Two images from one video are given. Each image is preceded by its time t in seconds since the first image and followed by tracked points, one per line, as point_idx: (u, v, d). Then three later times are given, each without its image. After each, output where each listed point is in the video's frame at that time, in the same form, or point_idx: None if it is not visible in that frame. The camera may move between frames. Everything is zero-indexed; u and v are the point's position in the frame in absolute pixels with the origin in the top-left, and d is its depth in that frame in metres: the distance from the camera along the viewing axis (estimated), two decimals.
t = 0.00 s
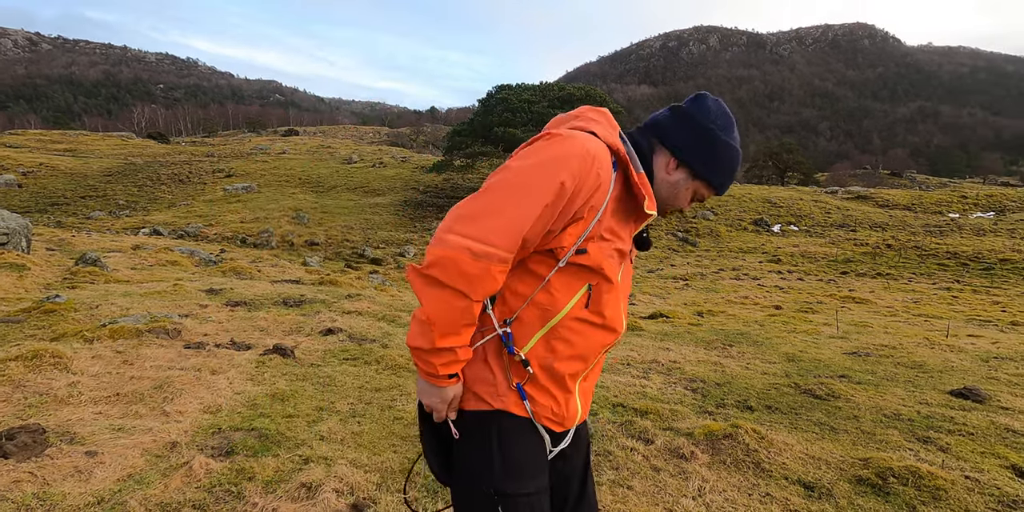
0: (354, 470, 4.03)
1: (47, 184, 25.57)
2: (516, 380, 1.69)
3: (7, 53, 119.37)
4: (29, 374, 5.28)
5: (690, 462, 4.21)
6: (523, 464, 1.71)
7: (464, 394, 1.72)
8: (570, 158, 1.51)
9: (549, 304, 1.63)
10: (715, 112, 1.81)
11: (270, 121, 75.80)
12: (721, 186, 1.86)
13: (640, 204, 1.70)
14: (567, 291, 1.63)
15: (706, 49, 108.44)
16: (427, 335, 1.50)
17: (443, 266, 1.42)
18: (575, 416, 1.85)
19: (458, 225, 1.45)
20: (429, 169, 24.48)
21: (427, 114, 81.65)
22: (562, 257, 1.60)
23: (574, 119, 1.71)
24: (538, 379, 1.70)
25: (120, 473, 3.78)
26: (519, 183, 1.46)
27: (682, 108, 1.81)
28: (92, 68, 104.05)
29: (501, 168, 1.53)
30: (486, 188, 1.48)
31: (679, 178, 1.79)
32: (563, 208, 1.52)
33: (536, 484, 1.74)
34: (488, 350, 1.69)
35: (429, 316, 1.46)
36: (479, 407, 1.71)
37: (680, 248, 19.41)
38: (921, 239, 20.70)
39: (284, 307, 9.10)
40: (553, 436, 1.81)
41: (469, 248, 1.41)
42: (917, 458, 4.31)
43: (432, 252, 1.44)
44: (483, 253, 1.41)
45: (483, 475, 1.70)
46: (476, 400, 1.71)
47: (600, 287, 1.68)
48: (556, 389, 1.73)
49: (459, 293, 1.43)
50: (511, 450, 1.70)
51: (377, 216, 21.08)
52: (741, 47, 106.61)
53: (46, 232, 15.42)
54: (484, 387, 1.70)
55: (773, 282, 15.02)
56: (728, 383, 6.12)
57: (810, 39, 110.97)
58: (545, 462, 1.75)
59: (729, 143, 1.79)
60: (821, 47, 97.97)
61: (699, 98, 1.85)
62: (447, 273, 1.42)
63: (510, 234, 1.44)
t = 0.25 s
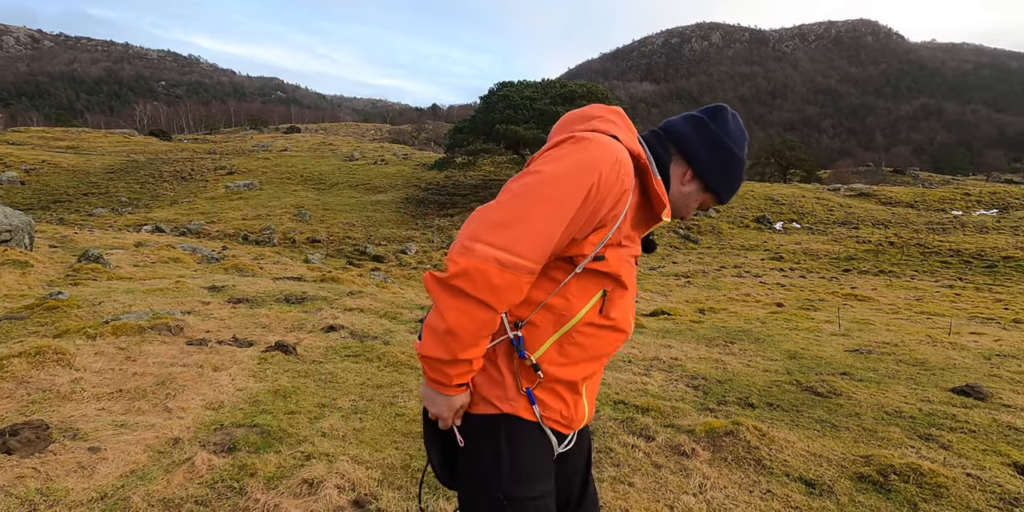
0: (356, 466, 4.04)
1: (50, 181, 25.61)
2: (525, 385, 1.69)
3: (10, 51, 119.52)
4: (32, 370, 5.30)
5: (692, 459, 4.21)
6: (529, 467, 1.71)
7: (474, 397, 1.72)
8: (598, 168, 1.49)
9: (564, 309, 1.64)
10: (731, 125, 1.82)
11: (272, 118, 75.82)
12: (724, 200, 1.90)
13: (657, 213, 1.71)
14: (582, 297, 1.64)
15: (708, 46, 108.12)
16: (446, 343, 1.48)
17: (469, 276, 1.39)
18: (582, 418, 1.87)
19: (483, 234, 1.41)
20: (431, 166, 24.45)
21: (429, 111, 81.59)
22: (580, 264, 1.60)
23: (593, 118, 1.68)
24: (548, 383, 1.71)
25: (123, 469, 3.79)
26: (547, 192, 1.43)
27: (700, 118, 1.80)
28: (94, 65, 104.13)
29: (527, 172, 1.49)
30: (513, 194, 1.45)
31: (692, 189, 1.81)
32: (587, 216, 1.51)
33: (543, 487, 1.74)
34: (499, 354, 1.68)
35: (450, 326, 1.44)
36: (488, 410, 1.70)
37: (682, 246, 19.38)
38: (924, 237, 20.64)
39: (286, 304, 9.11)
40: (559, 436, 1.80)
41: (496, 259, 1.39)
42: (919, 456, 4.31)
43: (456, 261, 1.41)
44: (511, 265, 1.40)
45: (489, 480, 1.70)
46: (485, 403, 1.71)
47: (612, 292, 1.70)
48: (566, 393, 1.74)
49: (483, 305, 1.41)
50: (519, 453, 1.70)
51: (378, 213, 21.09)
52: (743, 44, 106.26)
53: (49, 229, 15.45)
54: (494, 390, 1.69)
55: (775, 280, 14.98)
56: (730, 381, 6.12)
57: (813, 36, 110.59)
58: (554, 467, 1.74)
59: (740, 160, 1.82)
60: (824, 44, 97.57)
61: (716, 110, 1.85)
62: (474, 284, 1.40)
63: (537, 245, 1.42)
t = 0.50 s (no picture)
0: (356, 464, 4.04)
1: (49, 179, 25.59)
2: (533, 387, 1.68)
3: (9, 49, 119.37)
4: (32, 368, 5.30)
5: (691, 456, 4.22)
6: (536, 468, 1.72)
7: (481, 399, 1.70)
8: (613, 173, 1.48)
9: (575, 311, 1.64)
10: (739, 131, 1.83)
11: (271, 116, 75.76)
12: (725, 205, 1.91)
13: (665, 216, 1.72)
14: (591, 300, 1.65)
15: (708, 44, 108.03)
16: (459, 350, 1.47)
17: (486, 282, 1.38)
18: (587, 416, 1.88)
19: (499, 241, 1.40)
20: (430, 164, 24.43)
21: (429, 108, 81.50)
22: (591, 266, 1.60)
23: (602, 118, 1.66)
24: (556, 384, 1.71)
25: (123, 467, 3.80)
26: (563, 197, 1.42)
27: (710, 121, 1.80)
28: (94, 63, 103.94)
29: (540, 175, 1.47)
30: (528, 198, 1.43)
31: (696, 194, 1.82)
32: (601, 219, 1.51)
33: (548, 487, 1.75)
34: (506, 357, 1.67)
35: (465, 332, 1.43)
36: (496, 412, 1.70)
37: (682, 244, 19.38)
38: (924, 235, 20.65)
39: (285, 302, 9.11)
40: (564, 436, 1.80)
41: (513, 266, 1.38)
42: (918, 453, 4.32)
43: (472, 268, 1.39)
44: (526, 271, 1.39)
45: (497, 481, 1.70)
46: (492, 405, 1.70)
47: (619, 293, 1.71)
48: (572, 394, 1.75)
49: (499, 311, 1.41)
50: (526, 454, 1.70)
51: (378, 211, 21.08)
52: (744, 42, 106.12)
53: (48, 227, 15.43)
54: (501, 392, 1.69)
55: (775, 278, 15.00)
56: (729, 378, 6.12)
57: (813, 34, 110.52)
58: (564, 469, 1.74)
59: (745, 169, 1.83)
60: (824, 42, 97.48)
61: (727, 114, 1.85)
62: (490, 291, 1.39)
63: (553, 252, 1.42)
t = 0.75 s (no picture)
0: (352, 459, 4.05)
1: (42, 174, 25.43)
2: (534, 383, 1.69)
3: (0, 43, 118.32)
4: (27, 365, 5.28)
5: (687, 450, 4.24)
6: (535, 463, 1.72)
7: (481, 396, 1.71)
8: (610, 175, 1.47)
9: (575, 308, 1.64)
10: (737, 123, 1.83)
11: (267, 111, 75.38)
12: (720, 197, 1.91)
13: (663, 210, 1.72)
14: (590, 297, 1.65)
15: (705, 39, 107.94)
16: (458, 356, 1.47)
17: (482, 290, 1.38)
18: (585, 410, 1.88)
19: (495, 247, 1.39)
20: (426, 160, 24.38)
21: (425, 104, 81.26)
22: (589, 265, 1.60)
23: (599, 113, 1.65)
24: (555, 379, 1.71)
25: (119, 463, 3.79)
26: (559, 203, 1.41)
27: (707, 114, 1.80)
28: (87, 58, 103.15)
29: (536, 178, 1.46)
30: (523, 202, 1.42)
31: (692, 188, 1.83)
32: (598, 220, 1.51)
33: (548, 481, 1.76)
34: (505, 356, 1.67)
35: (463, 339, 1.43)
36: (495, 409, 1.70)
37: (678, 239, 19.41)
38: (919, 230, 20.74)
39: (281, 298, 9.09)
40: (563, 429, 1.80)
41: (509, 274, 1.38)
42: (912, 447, 4.35)
43: (469, 276, 1.39)
44: (524, 277, 1.39)
45: (497, 477, 1.70)
46: (492, 402, 1.70)
47: (617, 289, 1.71)
48: (571, 388, 1.76)
49: (497, 318, 1.41)
50: (526, 449, 1.70)
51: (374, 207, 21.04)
52: (740, 37, 106.12)
53: (42, 223, 15.34)
54: (501, 389, 1.69)
55: (770, 273, 15.04)
56: (725, 373, 6.15)
57: (809, 29, 110.55)
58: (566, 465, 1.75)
59: (741, 160, 1.83)
60: (820, 37, 97.56)
61: (724, 105, 1.85)
62: (487, 298, 1.39)
63: (551, 257, 1.42)
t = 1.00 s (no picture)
0: (347, 458, 4.04)
1: (33, 173, 25.20)
2: (530, 377, 1.71)
3: None
4: (18, 365, 5.24)
5: (681, 448, 4.26)
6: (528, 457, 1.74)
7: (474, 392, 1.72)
8: (594, 169, 1.48)
9: (565, 304, 1.65)
10: (721, 105, 1.83)
11: (259, 109, 75.00)
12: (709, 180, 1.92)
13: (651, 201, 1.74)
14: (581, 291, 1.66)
15: (699, 38, 108.23)
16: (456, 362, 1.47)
17: (473, 294, 1.39)
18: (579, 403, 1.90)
19: (481, 251, 1.40)
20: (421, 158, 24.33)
21: (419, 102, 81.09)
22: (577, 260, 1.61)
23: (579, 108, 1.66)
24: (550, 372, 1.73)
25: (112, 463, 3.77)
26: (542, 200, 1.42)
27: (687, 101, 1.82)
28: (78, 55, 102.26)
29: (518, 178, 1.46)
30: (506, 203, 1.42)
31: (680, 175, 1.84)
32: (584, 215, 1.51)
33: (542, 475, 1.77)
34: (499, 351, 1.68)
35: (457, 343, 1.44)
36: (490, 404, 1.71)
37: (672, 238, 19.47)
38: (910, 228, 20.90)
39: (276, 297, 9.06)
40: (556, 422, 1.82)
41: (498, 274, 1.39)
42: (903, 443, 4.39)
43: (456, 282, 1.40)
44: (513, 277, 1.40)
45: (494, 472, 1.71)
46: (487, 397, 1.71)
47: (607, 282, 1.73)
48: (566, 380, 1.77)
49: (489, 318, 1.41)
50: (521, 445, 1.71)
51: (368, 206, 20.98)
52: (733, 36, 106.50)
53: (32, 222, 15.21)
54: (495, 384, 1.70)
55: (764, 271, 15.11)
56: (719, 371, 6.18)
57: (802, 28, 111.05)
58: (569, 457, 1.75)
59: (727, 142, 1.84)
60: (813, 37, 98.03)
61: (706, 91, 1.86)
62: (478, 302, 1.39)
63: (538, 255, 1.42)
